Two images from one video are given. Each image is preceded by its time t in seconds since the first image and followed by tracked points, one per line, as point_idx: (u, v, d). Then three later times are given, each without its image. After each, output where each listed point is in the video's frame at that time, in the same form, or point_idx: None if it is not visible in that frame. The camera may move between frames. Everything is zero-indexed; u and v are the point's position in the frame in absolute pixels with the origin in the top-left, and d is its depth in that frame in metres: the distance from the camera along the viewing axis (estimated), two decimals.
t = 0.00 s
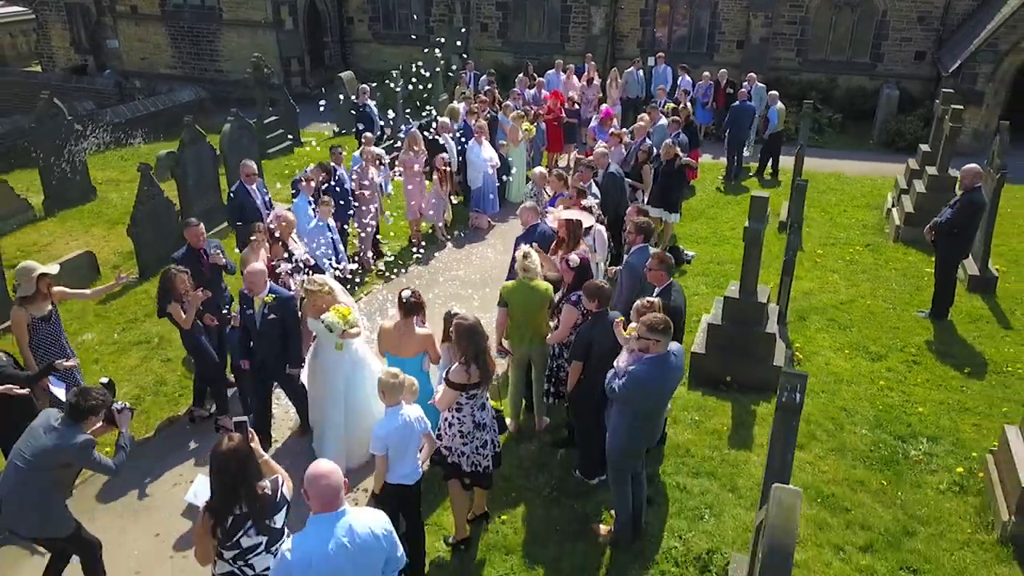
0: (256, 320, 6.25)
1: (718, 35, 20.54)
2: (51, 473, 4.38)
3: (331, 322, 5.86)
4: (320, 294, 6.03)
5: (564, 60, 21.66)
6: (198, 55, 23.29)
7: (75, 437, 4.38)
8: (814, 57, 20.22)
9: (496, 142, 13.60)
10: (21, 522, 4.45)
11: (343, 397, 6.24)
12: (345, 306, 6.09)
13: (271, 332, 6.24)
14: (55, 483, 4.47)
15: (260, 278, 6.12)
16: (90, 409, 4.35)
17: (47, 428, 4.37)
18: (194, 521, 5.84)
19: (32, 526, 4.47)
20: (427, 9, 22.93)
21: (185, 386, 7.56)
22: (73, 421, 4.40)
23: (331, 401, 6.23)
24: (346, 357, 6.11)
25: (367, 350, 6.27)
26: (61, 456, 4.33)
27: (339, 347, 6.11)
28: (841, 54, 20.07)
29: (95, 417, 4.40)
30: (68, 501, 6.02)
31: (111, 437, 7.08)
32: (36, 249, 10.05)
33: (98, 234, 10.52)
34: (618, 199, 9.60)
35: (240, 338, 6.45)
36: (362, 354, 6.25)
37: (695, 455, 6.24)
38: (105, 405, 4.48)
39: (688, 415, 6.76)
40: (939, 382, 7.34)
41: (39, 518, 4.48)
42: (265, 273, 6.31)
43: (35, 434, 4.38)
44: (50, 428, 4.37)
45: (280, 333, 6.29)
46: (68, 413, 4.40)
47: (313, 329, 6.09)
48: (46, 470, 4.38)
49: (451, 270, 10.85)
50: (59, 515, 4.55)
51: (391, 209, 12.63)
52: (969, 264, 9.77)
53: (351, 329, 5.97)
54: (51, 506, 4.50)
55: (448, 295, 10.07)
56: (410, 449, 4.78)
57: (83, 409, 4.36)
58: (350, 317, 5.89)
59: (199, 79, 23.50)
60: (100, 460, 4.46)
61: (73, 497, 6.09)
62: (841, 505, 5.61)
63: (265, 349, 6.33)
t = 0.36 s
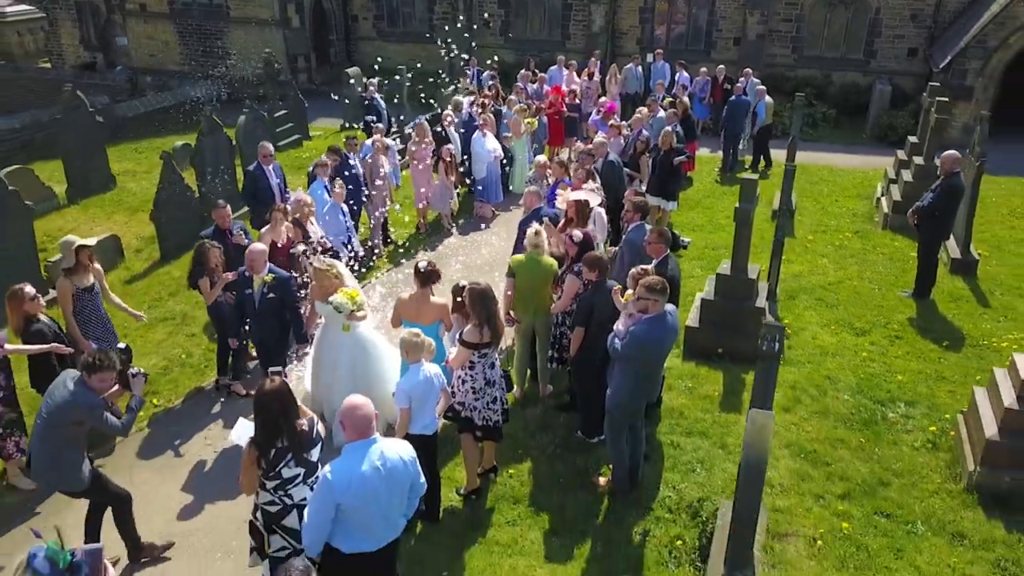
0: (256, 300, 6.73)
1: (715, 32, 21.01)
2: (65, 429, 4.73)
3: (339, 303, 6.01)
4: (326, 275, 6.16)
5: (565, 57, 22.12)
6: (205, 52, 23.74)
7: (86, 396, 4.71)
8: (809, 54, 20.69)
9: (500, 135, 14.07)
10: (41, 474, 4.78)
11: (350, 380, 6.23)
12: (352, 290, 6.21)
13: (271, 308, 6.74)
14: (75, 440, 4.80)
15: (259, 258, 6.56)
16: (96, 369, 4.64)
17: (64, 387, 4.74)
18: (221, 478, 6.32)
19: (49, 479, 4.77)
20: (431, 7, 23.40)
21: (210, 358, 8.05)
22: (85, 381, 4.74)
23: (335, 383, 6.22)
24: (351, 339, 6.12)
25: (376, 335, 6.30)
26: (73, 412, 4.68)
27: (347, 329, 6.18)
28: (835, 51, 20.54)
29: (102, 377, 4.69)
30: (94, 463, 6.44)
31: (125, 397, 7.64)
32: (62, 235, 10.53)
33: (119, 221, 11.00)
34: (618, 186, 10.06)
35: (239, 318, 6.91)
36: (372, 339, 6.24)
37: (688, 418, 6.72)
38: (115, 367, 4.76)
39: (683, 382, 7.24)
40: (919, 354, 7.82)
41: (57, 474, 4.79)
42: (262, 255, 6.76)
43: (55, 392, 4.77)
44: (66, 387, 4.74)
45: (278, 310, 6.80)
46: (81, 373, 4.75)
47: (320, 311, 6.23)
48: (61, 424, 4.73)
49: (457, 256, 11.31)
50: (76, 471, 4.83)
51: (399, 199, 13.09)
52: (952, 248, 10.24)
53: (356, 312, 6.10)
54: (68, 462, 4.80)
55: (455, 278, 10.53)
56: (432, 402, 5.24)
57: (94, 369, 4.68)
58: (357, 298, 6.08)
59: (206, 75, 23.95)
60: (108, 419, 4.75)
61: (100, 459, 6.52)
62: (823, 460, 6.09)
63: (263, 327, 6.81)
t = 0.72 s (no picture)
0: (266, 286, 6.99)
1: (712, 31, 21.62)
2: (100, 388, 5.43)
3: (344, 286, 5.82)
4: (334, 261, 6.38)
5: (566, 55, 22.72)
6: (215, 51, 24.33)
7: (118, 359, 5.33)
8: (803, 52, 21.29)
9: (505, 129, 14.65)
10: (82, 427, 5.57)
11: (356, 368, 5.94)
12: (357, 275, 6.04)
13: (277, 295, 6.95)
14: (112, 396, 5.51)
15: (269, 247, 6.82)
16: (126, 337, 5.26)
17: (98, 351, 5.37)
18: (240, 445, 6.77)
19: (90, 432, 5.57)
20: (435, 7, 24.01)
21: (238, 331, 8.67)
22: (117, 346, 5.37)
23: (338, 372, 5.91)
24: (355, 322, 5.89)
25: (381, 320, 6.04)
26: (106, 374, 5.33)
27: (351, 313, 5.93)
28: (829, 49, 21.14)
29: (132, 344, 5.31)
30: (133, 420, 7.04)
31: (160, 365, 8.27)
32: (92, 221, 11.16)
33: (145, 208, 11.62)
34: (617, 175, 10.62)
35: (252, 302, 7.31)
36: (377, 326, 5.98)
37: (681, 382, 7.33)
38: (142, 334, 5.37)
39: (677, 352, 7.85)
40: (897, 328, 8.42)
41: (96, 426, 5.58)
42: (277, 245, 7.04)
43: (91, 356, 5.40)
44: (100, 351, 5.37)
45: (284, 298, 7.01)
46: (113, 339, 5.37)
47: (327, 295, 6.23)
48: (96, 383, 5.43)
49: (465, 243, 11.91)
50: (112, 424, 5.61)
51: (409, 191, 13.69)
52: (933, 234, 10.84)
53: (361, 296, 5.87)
54: (104, 417, 5.57)
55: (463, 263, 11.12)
56: (450, 359, 5.84)
57: (124, 335, 5.29)
58: (362, 282, 5.85)
59: (216, 74, 24.57)
60: (138, 381, 5.41)
61: (142, 418, 7.16)
62: (804, 417, 6.69)
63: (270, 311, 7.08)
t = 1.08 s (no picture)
0: (277, 268, 7.31)
1: (709, 30, 22.29)
2: (129, 367, 5.61)
3: (350, 262, 6.57)
4: (336, 241, 7.01)
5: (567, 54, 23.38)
6: (226, 49, 24.98)
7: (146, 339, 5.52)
8: (797, 50, 21.95)
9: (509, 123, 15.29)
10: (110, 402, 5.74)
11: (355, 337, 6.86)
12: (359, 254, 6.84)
13: (289, 276, 7.28)
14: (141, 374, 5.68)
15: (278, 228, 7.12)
16: (155, 319, 5.45)
17: (126, 332, 5.56)
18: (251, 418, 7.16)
19: (119, 408, 5.72)
20: (440, 7, 24.68)
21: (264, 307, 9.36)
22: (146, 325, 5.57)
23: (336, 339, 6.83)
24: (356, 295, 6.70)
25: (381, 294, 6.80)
26: (136, 351, 5.53)
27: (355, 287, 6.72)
28: (822, 48, 21.80)
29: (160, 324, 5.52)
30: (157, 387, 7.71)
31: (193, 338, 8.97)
32: (121, 209, 11.83)
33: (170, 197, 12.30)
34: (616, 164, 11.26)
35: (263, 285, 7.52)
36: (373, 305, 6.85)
37: (674, 351, 8.00)
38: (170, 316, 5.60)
39: (670, 325, 8.52)
40: (875, 304, 9.09)
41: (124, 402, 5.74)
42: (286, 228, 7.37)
43: (118, 336, 5.59)
44: (129, 331, 5.56)
45: (295, 276, 7.31)
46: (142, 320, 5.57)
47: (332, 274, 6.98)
48: (126, 363, 5.60)
49: (472, 231, 12.56)
50: (139, 401, 5.74)
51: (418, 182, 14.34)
52: (913, 221, 11.51)
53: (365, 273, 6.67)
54: (132, 394, 5.71)
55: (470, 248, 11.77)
56: (466, 325, 6.42)
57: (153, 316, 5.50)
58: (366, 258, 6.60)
59: (226, 72, 25.21)
60: (166, 356, 5.63)
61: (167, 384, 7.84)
62: (785, 379, 7.35)
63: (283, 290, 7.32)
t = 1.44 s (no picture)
0: (282, 254, 7.94)
1: (705, 29, 23.05)
2: (144, 341, 6.05)
3: (362, 249, 7.36)
4: (346, 231, 7.48)
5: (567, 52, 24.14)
6: (236, 48, 25.74)
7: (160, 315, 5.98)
8: (790, 49, 22.70)
9: (512, 119, 16.04)
10: (126, 375, 6.12)
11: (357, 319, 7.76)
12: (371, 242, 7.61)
13: (294, 259, 7.92)
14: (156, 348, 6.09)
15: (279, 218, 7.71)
16: (169, 297, 5.93)
17: (141, 310, 6.00)
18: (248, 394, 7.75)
19: (136, 380, 6.11)
20: (444, 7, 25.45)
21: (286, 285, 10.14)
22: (160, 303, 6.04)
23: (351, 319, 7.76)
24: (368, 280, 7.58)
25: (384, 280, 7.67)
26: (151, 327, 5.98)
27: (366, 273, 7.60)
28: (814, 47, 22.55)
29: (173, 302, 5.99)
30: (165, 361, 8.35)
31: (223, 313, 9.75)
32: (148, 197, 12.60)
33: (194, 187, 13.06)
34: (613, 155, 12.00)
35: (269, 269, 8.13)
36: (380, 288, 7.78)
37: (665, 323, 8.77)
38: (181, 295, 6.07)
39: (662, 300, 9.29)
40: (852, 282, 9.85)
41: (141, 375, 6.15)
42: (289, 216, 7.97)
43: (135, 312, 6.05)
44: (144, 309, 6.02)
45: (300, 262, 7.97)
46: (157, 298, 6.03)
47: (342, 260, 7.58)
48: (140, 338, 6.02)
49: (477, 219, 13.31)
50: (157, 371, 6.15)
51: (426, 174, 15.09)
52: (891, 209, 12.26)
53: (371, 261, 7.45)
54: (147, 367, 6.12)
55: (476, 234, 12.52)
56: (476, 295, 7.09)
57: (167, 294, 5.99)
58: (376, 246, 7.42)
59: (236, 70, 25.97)
60: (178, 331, 6.09)
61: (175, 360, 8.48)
62: (765, 346, 8.10)
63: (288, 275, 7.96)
